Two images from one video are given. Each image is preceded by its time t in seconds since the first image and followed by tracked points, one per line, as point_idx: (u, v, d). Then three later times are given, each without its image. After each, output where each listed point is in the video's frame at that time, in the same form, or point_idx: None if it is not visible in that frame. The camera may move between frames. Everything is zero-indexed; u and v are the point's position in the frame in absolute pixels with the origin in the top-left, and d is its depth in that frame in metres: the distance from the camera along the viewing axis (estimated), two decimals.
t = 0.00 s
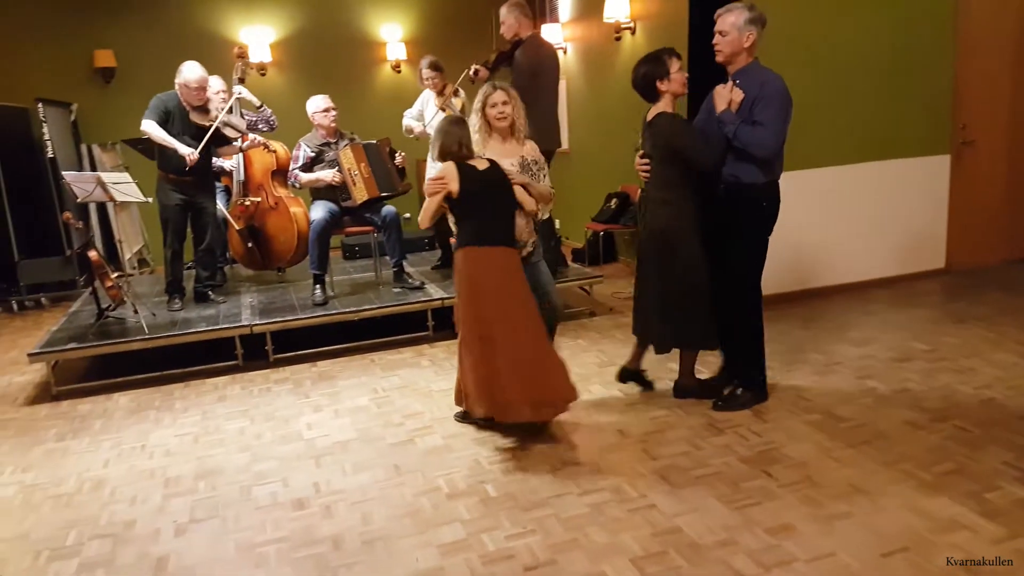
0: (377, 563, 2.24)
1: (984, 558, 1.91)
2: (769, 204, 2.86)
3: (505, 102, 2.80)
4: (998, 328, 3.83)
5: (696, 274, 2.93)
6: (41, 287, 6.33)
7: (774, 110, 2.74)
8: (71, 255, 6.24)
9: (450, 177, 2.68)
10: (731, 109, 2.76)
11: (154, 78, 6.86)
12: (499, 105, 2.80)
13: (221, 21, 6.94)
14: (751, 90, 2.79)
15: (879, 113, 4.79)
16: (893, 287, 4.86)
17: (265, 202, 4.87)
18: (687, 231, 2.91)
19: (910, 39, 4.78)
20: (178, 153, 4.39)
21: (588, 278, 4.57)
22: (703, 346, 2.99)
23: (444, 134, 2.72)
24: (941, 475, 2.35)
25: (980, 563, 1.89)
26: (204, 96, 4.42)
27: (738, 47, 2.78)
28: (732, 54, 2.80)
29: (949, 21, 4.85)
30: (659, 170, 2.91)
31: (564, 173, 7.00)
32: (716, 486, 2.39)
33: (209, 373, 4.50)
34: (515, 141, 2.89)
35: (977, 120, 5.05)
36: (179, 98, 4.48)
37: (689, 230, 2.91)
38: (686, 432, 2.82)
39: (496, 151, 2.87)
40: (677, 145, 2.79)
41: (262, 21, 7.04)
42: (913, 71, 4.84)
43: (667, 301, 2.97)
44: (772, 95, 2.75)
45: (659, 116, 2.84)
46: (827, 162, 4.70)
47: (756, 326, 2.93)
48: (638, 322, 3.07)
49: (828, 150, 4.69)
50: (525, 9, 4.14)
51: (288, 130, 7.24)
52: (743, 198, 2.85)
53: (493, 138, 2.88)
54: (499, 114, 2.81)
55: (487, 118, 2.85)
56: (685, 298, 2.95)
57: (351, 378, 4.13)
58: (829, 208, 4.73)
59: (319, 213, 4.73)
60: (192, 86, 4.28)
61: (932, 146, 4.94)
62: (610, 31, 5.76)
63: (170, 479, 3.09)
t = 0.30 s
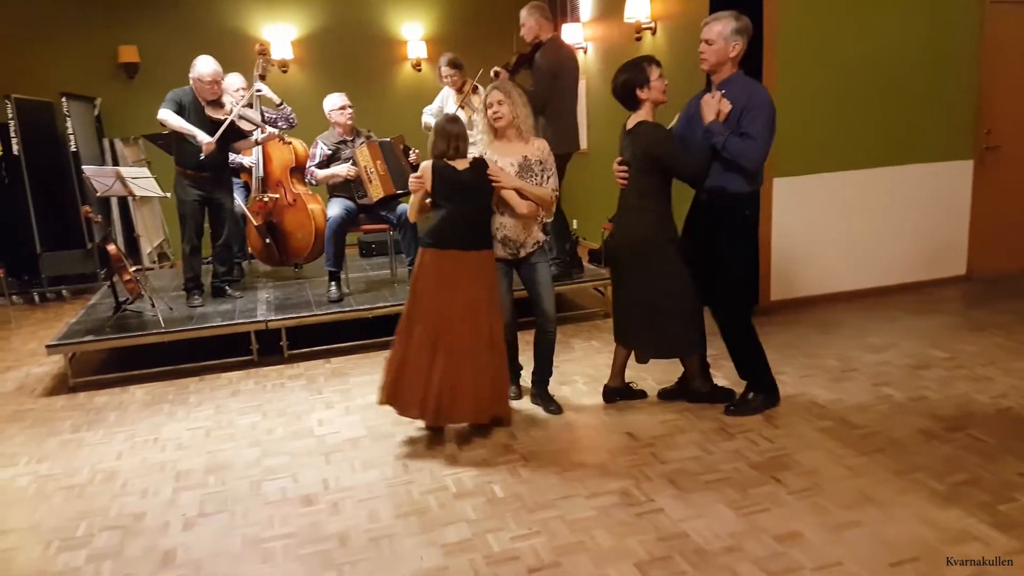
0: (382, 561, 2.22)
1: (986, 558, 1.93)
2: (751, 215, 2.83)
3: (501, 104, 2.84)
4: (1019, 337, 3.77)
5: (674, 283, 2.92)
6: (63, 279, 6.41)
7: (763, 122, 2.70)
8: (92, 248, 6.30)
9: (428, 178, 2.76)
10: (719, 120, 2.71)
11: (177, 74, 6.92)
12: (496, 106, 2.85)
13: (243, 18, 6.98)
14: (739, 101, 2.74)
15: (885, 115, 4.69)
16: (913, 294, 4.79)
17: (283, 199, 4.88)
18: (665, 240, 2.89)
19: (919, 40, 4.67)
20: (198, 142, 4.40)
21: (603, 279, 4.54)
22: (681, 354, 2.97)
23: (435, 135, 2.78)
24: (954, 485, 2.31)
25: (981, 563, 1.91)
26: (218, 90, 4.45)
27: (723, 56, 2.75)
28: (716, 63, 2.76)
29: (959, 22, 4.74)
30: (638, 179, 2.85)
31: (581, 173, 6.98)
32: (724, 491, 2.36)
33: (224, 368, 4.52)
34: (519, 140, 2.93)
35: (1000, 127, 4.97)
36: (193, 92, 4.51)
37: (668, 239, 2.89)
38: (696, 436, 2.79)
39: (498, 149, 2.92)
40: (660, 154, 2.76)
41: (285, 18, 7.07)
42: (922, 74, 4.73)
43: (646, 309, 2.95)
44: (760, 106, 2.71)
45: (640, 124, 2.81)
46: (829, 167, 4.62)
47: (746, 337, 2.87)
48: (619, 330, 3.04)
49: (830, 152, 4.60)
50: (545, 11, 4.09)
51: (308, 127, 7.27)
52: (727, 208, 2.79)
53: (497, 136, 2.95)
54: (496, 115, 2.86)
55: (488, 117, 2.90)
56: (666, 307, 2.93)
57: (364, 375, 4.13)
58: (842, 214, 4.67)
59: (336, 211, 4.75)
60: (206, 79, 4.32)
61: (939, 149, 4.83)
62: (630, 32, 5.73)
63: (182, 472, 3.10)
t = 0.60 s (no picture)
0: (385, 563, 2.21)
1: (984, 559, 1.94)
2: (736, 218, 2.78)
3: (496, 96, 2.82)
4: None
5: (661, 291, 2.81)
6: (79, 277, 6.45)
7: (748, 126, 2.69)
8: (108, 246, 6.34)
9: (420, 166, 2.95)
10: (705, 123, 2.66)
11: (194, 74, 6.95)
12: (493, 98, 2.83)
13: (260, 19, 7.00)
14: (722, 104, 2.71)
15: (890, 116, 4.62)
16: (929, 300, 4.73)
17: (297, 199, 4.88)
18: (655, 244, 2.79)
19: (923, 39, 4.58)
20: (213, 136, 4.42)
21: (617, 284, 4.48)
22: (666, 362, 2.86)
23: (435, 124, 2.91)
24: (966, 494, 2.27)
25: (979, 564, 1.92)
26: (225, 89, 4.45)
27: (705, 58, 2.73)
28: (699, 65, 2.74)
29: (966, 20, 4.65)
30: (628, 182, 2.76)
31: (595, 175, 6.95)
32: (732, 498, 2.32)
33: (236, 367, 4.52)
34: (520, 132, 2.89)
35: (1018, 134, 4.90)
36: (201, 92, 4.51)
37: (658, 243, 2.79)
38: (704, 442, 2.76)
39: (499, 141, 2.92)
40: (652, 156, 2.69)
41: (301, 19, 7.08)
42: (927, 72, 4.64)
43: (633, 317, 2.83)
44: (743, 109, 2.70)
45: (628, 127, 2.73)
46: (837, 170, 4.56)
47: (713, 346, 2.88)
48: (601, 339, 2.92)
49: (830, 153, 4.53)
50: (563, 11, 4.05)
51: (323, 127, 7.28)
52: (712, 212, 2.75)
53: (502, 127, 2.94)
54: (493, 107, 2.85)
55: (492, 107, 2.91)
56: (655, 314, 2.81)
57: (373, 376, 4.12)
58: (852, 220, 4.62)
59: (348, 211, 4.75)
60: (214, 78, 4.32)
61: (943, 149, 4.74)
62: (645, 35, 5.71)
63: (189, 470, 3.10)
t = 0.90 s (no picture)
0: (387, 564, 2.20)
1: (984, 559, 1.97)
2: (725, 231, 2.73)
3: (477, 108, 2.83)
4: None
5: (653, 306, 2.74)
6: (94, 276, 6.50)
7: (739, 136, 2.64)
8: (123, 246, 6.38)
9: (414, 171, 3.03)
10: (694, 133, 2.62)
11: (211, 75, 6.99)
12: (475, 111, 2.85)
13: (276, 20, 7.04)
14: (711, 114, 2.67)
15: (904, 123, 4.58)
16: (942, 310, 4.68)
17: (310, 201, 4.90)
18: (648, 257, 2.72)
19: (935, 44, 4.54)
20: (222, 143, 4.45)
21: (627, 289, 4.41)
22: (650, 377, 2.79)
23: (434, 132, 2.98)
24: (974, 506, 2.24)
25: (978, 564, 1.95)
26: (232, 91, 4.47)
27: (693, 67, 2.66)
28: (688, 73, 2.67)
29: (983, 27, 4.60)
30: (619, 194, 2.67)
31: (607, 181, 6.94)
32: (737, 506, 2.31)
33: (246, 367, 4.54)
34: (500, 146, 2.88)
35: None
36: (208, 95, 4.53)
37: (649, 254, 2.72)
38: (711, 449, 2.74)
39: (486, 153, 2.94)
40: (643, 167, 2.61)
41: (317, 22, 7.11)
42: (934, 77, 4.58)
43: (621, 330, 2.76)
44: (734, 119, 2.65)
45: (617, 137, 2.64)
46: (849, 176, 4.53)
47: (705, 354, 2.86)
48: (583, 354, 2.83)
49: (832, 157, 4.48)
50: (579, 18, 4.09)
51: (338, 129, 7.31)
52: (704, 223, 2.69)
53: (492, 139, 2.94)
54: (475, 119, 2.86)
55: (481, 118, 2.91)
56: (644, 328, 2.75)
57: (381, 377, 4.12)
58: (862, 227, 4.58)
59: (359, 213, 4.76)
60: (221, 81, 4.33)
61: (948, 155, 4.67)
62: (660, 40, 5.70)
63: (196, 469, 3.11)
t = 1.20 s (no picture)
0: (397, 566, 2.21)
1: (986, 559, 1.99)
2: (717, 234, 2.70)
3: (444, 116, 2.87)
4: None
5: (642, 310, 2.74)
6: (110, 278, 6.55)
7: (728, 136, 2.61)
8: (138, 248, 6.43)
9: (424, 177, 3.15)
10: (681, 134, 2.58)
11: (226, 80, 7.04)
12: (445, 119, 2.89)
13: (290, 25, 7.08)
14: (699, 115, 2.65)
15: (919, 124, 4.55)
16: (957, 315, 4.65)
17: (323, 204, 4.93)
18: (637, 261, 2.73)
19: (952, 45, 4.50)
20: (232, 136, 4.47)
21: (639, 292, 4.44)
22: (647, 381, 2.79)
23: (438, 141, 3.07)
24: (988, 514, 2.22)
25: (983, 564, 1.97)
26: (241, 94, 4.49)
27: (680, 68, 2.65)
28: (675, 74, 2.66)
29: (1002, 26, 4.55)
30: (608, 198, 2.69)
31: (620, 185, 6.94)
32: (747, 511, 2.30)
33: (259, 369, 4.56)
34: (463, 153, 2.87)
35: None
36: (216, 98, 4.56)
37: (638, 259, 2.73)
38: (722, 454, 2.73)
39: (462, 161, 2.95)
40: (630, 170, 2.62)
41: (331, 27, 7.15)
42: (951, 77, 4.55)
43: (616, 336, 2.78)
44: (722, 118, 2.62)
45: (602, 140, 2.64)
46: (863, 179, 4.51)
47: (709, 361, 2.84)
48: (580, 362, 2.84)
49: (842, 158, 4.45)
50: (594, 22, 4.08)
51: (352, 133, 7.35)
52: (695, 226, 2.68)
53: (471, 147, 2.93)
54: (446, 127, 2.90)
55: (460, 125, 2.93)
56: (636, 334, 2.75)
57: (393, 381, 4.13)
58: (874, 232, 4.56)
59: (372, 217, 4.83)
60: (230, 84, 4.36)
61: (960, 154, 4.62)
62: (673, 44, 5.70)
63: (209, 470, 3.13)
